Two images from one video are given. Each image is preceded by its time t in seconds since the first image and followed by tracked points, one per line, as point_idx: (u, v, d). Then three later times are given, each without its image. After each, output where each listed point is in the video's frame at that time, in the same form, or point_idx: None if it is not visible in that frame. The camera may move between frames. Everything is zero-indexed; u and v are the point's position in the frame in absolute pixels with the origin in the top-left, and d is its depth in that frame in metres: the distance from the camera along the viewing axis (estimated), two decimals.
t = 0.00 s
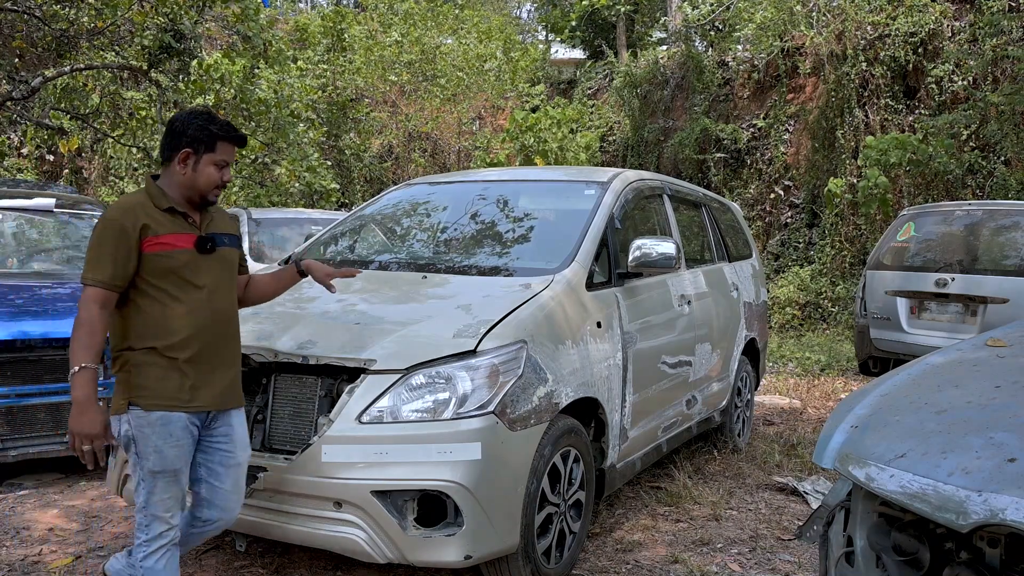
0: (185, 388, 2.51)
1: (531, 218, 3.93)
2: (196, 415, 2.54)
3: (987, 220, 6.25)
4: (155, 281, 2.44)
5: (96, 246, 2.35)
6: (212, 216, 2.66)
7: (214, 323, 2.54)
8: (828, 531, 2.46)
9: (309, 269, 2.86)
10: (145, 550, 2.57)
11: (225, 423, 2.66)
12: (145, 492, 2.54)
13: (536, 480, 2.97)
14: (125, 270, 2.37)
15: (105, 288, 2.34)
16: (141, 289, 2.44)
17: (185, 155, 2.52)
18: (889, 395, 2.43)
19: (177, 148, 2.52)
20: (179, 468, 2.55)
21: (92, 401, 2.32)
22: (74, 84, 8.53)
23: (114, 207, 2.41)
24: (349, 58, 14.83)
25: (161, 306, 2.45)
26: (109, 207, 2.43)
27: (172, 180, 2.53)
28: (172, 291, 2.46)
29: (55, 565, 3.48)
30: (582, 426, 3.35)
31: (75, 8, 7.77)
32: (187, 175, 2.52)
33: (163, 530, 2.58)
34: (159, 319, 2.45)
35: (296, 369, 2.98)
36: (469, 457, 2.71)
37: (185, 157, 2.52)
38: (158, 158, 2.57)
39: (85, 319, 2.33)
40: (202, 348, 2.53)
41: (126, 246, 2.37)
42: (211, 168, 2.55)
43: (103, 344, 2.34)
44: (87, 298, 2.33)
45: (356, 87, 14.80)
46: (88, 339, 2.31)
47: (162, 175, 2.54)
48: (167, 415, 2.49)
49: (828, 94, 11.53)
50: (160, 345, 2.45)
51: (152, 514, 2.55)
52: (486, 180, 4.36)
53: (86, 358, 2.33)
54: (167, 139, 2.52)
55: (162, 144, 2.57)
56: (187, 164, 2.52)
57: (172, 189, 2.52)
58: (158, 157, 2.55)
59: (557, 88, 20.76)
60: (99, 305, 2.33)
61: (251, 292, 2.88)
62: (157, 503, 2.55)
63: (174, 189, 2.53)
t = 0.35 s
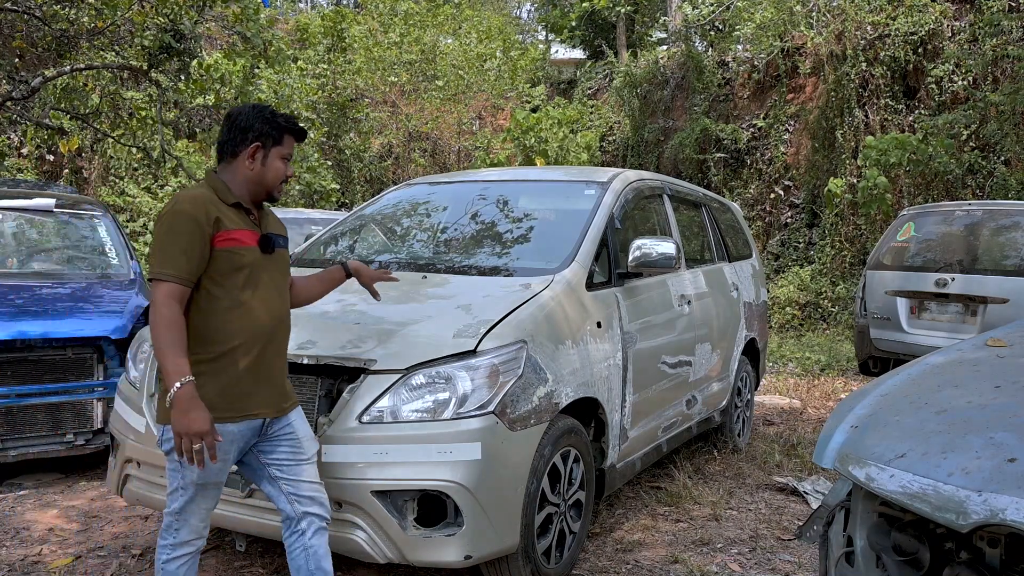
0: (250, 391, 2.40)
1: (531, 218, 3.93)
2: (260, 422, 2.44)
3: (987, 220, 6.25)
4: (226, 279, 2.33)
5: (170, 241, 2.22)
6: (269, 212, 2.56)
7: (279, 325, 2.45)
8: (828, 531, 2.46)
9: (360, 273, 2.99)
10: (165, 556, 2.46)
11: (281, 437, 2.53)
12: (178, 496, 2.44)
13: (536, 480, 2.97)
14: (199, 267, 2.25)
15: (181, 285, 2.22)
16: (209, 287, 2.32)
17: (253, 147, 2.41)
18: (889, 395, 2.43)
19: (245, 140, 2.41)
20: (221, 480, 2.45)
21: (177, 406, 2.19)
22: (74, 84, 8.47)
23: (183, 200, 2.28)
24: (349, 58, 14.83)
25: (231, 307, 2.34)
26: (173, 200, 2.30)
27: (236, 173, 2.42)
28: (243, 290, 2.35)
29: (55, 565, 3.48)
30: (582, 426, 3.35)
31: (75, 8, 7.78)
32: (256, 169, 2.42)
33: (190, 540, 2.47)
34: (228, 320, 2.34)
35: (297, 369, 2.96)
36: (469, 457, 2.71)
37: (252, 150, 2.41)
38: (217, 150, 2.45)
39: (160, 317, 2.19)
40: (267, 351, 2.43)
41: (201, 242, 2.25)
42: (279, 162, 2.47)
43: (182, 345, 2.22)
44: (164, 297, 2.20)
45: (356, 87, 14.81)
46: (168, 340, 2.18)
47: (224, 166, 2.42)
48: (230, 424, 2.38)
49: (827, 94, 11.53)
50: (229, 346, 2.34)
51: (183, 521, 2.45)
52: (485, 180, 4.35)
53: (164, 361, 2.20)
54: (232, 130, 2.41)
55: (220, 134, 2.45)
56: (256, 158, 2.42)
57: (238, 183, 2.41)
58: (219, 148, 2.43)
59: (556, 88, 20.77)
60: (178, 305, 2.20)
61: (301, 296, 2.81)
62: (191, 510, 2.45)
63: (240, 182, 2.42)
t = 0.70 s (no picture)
0: (346, 399, 2.36)
1: (531, 218, 3.93)
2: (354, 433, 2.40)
3: (987, 220, 6.25)
4: (327, 283, 2.29)
5: (275, 242, 2.19)
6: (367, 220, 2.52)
7: (377, 334, 2.41)
8: (828, 531, 2.46)
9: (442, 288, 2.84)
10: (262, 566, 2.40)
11: (373, 448, 2.51)
12: (285, 515, 2.39)
13: (536, 480, 2.97)
14: (303, 272, 2.22)
15: (284, 288, 2.18)
16: (310, 291, 2.28)
17: (359, 156, 2.38)
18: (890, 395, 2.43)
19: (352, 148, 2.36)
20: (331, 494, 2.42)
21: (271, 411, 2.16)
22: (74, 84, 8.50)
23: (291, 202, 2.25)
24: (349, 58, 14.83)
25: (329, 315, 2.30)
26: (277, 202, 2.27)
27: (340, 179, 2.38)
28: (341, 297, 2.31)
29: (55, 565, 3.48)
30: (582, 426, 3.35)
31: (75, 8, 7.79)
32: (361, 178, 2.38)
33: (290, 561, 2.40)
34: (327, 325, 2.29)
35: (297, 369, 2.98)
36: (469, 457, 2.71)
37: (358, 158, 2.37)
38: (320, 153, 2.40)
39: (260, 317, 2.16)
40: (363, 361, 2.38)
41: (305, 245, 2.22)
42: (381, 172, 2.44)
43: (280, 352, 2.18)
44: (266, 297, 2.17)
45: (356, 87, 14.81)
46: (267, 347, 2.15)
47: (328, 172, 2.38)
48: (330, 431, 2.34)
49: (827, 94, 11.53)
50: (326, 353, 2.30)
51: (287, 539, 2.39)
52: (485, 180, 4.35)
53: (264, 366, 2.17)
54: (338, 135, 2.37)
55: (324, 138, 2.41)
56: (362, 167, 2.38)
57: (342, 190, 2.38)
58: (324, 152, 2.39)
59: (556, 88, 20.78)
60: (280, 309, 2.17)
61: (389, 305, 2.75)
62: (300, 524, 2.40)
63: (342, 189, 2.38)
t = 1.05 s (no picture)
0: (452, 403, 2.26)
1: (531, 218, 3.93)
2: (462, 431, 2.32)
3: (987, 220, 6.26)
4: (427, 287, 2.20)
5: (382, 243, 2.09)
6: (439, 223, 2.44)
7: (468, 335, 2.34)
8: (828, 531, 2.46)
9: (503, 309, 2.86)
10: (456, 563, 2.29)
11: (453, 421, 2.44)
12: (457, 504, 2.28)
13: (536, 480, 2.97)
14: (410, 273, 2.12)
15: (397, 289, 2.08)
16: (411, 293, 2.18)
17: (443, 156, 2.30)
18: (889, 395, 2.43)
19: (436, 148, 2.29)
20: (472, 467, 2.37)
21: (412, 413, 2.05)
22: (74, 84, 8.49)
23: (387, 203, 2.15)
24: (350, 58, 14.83)
25: (432, 318, 2.21)
26: (372, 204, 2.17)
27: (424, 179, 2.30)
28: (439, 299, 2.22)
29: (55, 565, 3.48)
30: (582, 426, 3.34)
31: (75, 8, 7.79)
32: (444, 180, 2.31)
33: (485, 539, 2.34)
34: (434, 327, 2.20)
35: (297, 369, 3.00)
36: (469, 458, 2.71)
37: (442, 158, 2.30)
38: (399, 154, 2.31)
39: (380, 323, 2.05)
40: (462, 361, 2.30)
41: (413, 247, 2.12)
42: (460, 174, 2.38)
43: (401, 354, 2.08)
44: (382, 300, 2.06)
45: (356, 87, 14.82)
46: (391, 351, 2.05)
47: (412, 171, 2.29)
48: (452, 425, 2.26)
49: (827, 94, 11.54)
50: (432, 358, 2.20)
51: (473, 523, 2.31)
52: (486, 180, 4.35)
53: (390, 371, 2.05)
54: (420, 136, 2.29)
55: (402, 137, 2.32)
56: (445, 169, 2.31)
57: (426, 191, 2.30)
58: (405, 153, 2.30)
59: (556, 89, 20.79)
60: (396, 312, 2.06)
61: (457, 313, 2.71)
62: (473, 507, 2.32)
63: (426, 190, 2.30)
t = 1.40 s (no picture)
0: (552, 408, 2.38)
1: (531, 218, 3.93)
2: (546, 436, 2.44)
3: (987, 220, 6.25)
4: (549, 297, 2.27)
5: (541, 258, 2.11)
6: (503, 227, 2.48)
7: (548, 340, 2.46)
8: (828, 531, 2.46)
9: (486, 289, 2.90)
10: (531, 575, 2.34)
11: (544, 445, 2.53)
12: (547, 521, 2.34)
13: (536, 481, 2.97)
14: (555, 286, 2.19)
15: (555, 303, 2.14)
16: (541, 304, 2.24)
17: (536, 162, 2.37)
18: (890, 395, 2.43)
19: (533, 156, 2.34)
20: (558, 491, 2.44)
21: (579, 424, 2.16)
22: (74, 84, 8.50)
23: (525, 215, 2.16)
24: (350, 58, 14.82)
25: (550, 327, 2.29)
26: (512, 216, 2.16)
27: (521, 186, 2.34)
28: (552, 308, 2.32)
29: (55, 565, 3.48)
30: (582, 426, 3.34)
31: (75, 8, 7.79)
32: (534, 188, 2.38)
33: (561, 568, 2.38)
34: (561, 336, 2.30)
35: (297, 369, 3.00)
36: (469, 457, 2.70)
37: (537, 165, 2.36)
38: (495, 159, 2.31)
39: (552, 338, 2.09)
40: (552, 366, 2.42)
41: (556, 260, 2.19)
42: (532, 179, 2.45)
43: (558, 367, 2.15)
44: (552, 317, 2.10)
45: (356, 87, 14.82)
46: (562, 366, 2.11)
47: (512, 177, 2.32)
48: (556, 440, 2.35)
49: (827, 94, 11.54)
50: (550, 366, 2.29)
51: (555, 543, 2.37)
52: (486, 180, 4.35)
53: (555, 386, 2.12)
54: (513, 140, 2.31)
55: (492, 139, 2.31)
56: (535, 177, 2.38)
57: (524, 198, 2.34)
58: (506, 159, 2.30)
59: (557, 89, 20.81)
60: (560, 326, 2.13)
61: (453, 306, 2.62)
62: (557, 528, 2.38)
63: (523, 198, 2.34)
